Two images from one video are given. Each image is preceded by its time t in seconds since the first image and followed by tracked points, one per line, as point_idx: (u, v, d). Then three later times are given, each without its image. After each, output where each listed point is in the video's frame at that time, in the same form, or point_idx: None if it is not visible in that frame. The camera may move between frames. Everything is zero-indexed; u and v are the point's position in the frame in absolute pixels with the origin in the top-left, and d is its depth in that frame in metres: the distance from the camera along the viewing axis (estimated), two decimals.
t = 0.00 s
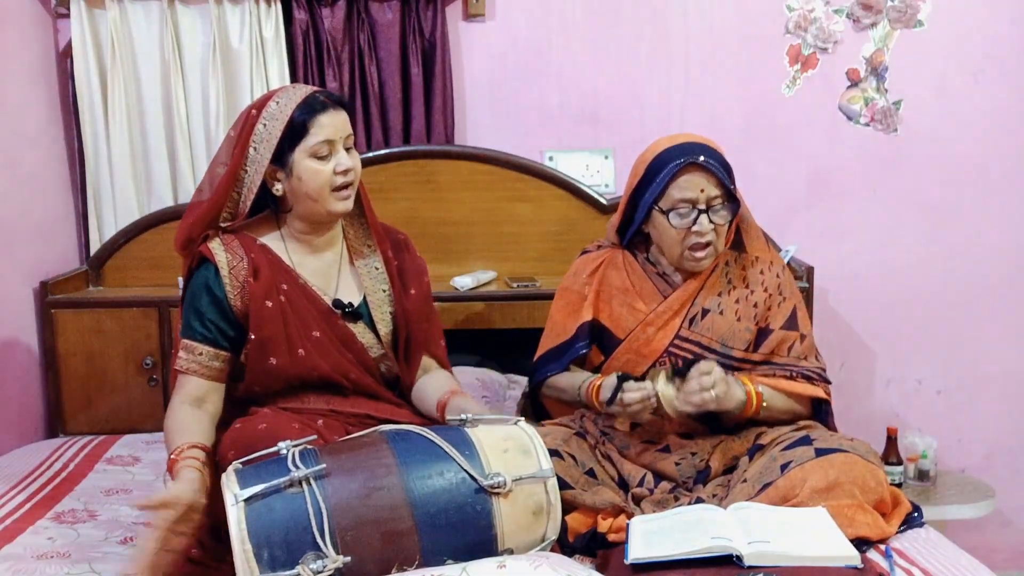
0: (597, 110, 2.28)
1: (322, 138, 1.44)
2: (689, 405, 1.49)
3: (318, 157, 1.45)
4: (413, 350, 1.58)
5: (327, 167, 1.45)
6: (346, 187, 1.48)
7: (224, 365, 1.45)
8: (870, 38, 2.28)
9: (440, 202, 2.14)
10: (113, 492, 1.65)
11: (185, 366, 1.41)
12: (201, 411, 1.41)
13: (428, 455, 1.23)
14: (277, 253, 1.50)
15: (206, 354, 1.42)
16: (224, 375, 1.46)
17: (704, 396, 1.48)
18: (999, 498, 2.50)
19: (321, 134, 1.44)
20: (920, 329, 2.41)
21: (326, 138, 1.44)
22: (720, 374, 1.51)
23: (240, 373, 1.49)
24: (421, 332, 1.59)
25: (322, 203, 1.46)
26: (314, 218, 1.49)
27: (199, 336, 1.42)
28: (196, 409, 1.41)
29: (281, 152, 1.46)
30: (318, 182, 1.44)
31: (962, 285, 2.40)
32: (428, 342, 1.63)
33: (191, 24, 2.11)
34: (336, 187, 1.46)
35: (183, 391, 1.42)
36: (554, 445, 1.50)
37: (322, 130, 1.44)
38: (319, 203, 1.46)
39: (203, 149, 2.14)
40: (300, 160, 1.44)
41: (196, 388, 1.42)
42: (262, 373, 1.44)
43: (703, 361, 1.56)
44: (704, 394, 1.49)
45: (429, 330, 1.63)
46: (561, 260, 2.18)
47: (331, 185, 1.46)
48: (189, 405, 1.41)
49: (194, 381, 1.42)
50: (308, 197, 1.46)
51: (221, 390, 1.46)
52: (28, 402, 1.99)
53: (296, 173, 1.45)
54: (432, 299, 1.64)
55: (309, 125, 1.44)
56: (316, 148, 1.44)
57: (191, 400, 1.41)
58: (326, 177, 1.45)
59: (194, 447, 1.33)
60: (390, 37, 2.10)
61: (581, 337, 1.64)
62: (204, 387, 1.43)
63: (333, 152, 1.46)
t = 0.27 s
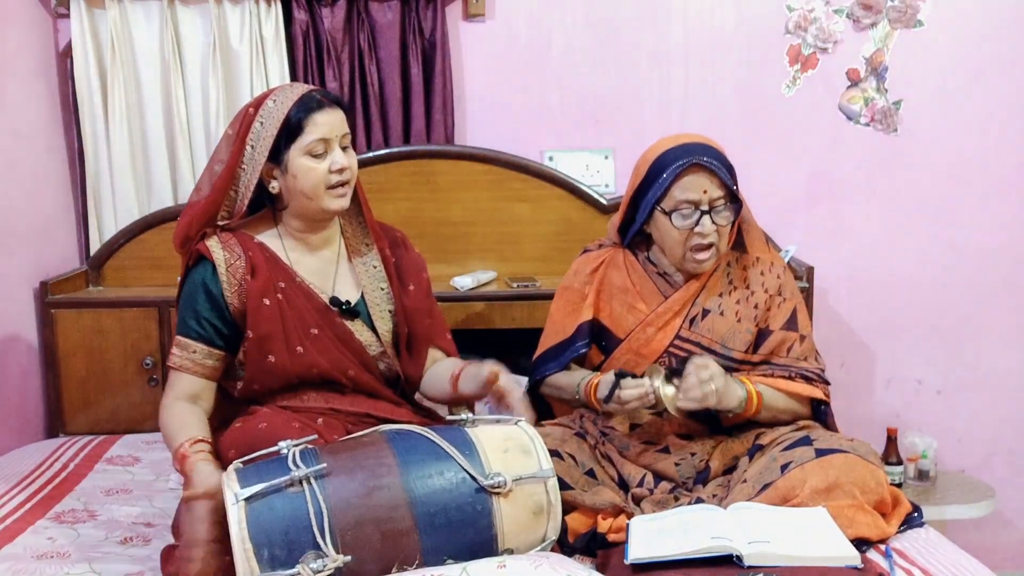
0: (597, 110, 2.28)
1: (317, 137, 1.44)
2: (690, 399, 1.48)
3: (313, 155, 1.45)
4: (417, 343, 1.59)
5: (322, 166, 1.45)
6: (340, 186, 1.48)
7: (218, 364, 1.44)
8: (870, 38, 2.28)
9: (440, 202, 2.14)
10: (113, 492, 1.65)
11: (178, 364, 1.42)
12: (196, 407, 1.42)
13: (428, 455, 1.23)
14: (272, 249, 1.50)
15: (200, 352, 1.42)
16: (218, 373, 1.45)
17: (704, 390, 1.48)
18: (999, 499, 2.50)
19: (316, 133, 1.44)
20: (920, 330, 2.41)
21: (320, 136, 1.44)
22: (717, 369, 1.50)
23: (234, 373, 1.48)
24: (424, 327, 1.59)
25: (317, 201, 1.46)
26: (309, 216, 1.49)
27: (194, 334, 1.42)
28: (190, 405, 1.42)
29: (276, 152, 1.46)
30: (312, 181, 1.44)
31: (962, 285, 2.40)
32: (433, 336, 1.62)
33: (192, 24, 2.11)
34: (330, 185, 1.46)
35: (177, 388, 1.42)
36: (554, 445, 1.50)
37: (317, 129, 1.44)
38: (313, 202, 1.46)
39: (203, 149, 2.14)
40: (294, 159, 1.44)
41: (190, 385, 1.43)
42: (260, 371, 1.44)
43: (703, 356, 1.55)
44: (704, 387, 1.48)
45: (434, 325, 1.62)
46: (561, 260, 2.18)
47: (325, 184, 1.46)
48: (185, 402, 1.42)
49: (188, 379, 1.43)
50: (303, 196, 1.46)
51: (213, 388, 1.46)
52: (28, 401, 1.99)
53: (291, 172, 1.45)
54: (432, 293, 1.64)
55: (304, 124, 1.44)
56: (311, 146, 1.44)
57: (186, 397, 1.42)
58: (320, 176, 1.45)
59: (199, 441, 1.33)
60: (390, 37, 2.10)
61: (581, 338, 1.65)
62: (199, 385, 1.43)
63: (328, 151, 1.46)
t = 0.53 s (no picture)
0: (597, 110, 2.28)
1: (322, 137, 1.44)
2: (694, 409, 1.48)
3: (317, 155, 1.45)
4: (413, 348, 1.59)
5: (326, 165, 1.45)
6: (344, 186, 1.48)
7: (223, 363, 1.44)
8: (870, 38, 2.28)
9: (441, 202, 2.14)
10: (113, 492, 1.65)
11: (182, 364, 1.41)
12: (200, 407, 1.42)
13: (428, 455, 1.23)
14: (275, 250, 1.50)
15: (204, 351, 1.42)
16: (222, 372, 1.45)
17: (708, 402, 1.48)
18: (999, 499, 2.50)
19: (321, 133, 1.44)
20: (920, 330, 2.41)
21: (325, 136, 1.44)
22: (721, 379, 1.51)
23: (238, 372, 1.48)
24: (423, 330, 1.59)
25: (321, 201, 1.46)
26: (313, 216, 1.49)
27: (197, 333, 1.42)
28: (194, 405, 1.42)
29: (281, 150, 1.46)
30: (316, 181, 1.44)
31: (962, 285, 2.40)
32: (430, 339, 1.62)
33: (192, 24, 2.11)
34: (335, 185, 1.46)
35: (180, 387, 1.42)
36: (555, 445, 1.50)
37: (322, 129, 1.44)
38: (316, 201, 1.46)
39: (203, 149, 2.14)
40: (299, 159, 1.44)
41: (194, 385, 1.42)
42: (261, 371, 1.44)
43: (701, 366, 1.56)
44: (708, 399, 1.48)
45: (432, 327, 1.62)
46: (561, 260, 2.18)
47: (330, 184, 1.46)
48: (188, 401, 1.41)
49: (192, 379, 1.42)
50: (306, 195, 1.46)
51: (217, 388, 1.46)
52: (28, 402, 1.99)
53: (295, 171, 1.45)
54: (433, 296, 1.64)
55: (309, 124, 1.44)
56: (315, 147, 1.44)
57: (189, 397, 1.42)
58: (324, 176, 1.45)
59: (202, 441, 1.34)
60: (390, 36, 2.10)
61: (581, 339, 1.65)
62: (203, 384, 1.43)
63: (332, 151, 1.46)
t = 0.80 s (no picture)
0: (597, 110, 2.28)
1: (328, 140, 1.44)
2: (686, 393, 1.48)
3: (323, 158, 1.45)
4: (417, 346, 1.59)
5: (333, 168, 1.45)
6: (350, 189, 1.49)
7: (228, 365, 1.44)
8: (870, 38, 2.28)
9: (440, 202, 2.14)
10: (114, 492, 1.65)
11: (186, 366, 1.41)
12: (203, 411, 1.41)
13: (428, 455, 1.23)
14: (280, 254, 1.50)
15: (208, 353, 1.42)
16: (226, 375, 1.45)
17: (701, 386, 1.47)
18: (999, 499, 2.50)
19: (328, 136, 1.44)
20: (920, 330, 2.42)
21: (332, 139, 1.44)
22: (715, 364, 1.50)
23: (241, 373, 1.48)
24: (425, 330, 1.59)
25: (326, 203, 1.46)
26: (318, 218, 1.49)
27: (201, 335, 1.41)
28: (196, 408, 1.41)
29: (286, 152, 1.45)
30: (322, 183, 1.45)
31: (962, 285, 2.40)
32: (434, 340, 1.62)
33: (192, 24, 2.11)
34: (340, 188, 1.46)
35: (184, 390, 1.41)
36: (555, 445, 1.50)
37: (329, 131, 1.44)
38: (322, 203, 1.46)
39: (203, 150, 2.15)
40: (306, 161, 1.44)
41: (197, 388, 1.41)
42: (262, 373, 1.44)
43: (702, 351, 1.54)
44: (701, 383, 1.48)
45: (435, 328, 1.62)
46: (561, 260, 2.18)
47: (335, 186, 1.46)
48: (190, 405, 1.40)
49: (196, 381, 1.41)
50: (312, 198, 1.46)
51: (222, 390, 1.45)
52: (28, 402, 1.99)
53: (302, 174, 1.45)
54: (435, 297, 1.64)
55: (316, 126, 1.44)
56: (322, 150, 1.44)
57: (193, 400, 1.41)
58: (331, 179, 1.45)
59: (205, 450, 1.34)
60: (390, 36, 2.10)
61: (581, 337, 1.65)
62: (207, 387, 1.42)
63: (339, 154, 1.46)
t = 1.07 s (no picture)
0: (597, 110, 2.28)
1: (323, 139, 1.44)
2: (694, 407, 1.49)
3: (318, 158, 1.45)
4: (415, 345, 1.59)
5: (328, 168, 1.45)
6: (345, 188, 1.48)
7: (225, 366, 1.44)
8: (870, 38, 2.28)
9: (440, 202, 2.14)
10: (114, 492, 1.65)
11: (184, 367, 1.41)
12: (201, 411, 1.42)
13: (428, 455, 1.23)
14: (278, 255, 1.49)
15: (206, 355, 1.42)
16: (224, 375, 1.45)
17: (707, 399, 1.48)
18: (999, 499, 2.50)
19: (322, 135, 1.44)
20: (921, 330, 2.41)
21: (327, 139, 1.44)
22: (719, 378, 1.51)
23: (240, 374, 1.48)
24: (424, 327, 1.59)
25: (322, 202, 1.46)
26: (313, 217, 1.49)
27: (198, 337, 1.41)
28: (194, 408, 1.41)
29: (282, 152, 1.45)
30: (317, 183, 1.44)
31: (962, 285, 2.40)
32: (432, 338, 1.62)
33: (192, 24, 2.11)
34: (336, 188, 1.46)
35: (181, 391, 1.41)
36: (555, 445, 1.50)
37: (324, 131, 1.44)
38: (318, 203, 1.46)
39: (203, 150, 2.15)
40: (301, 161, 1.44)
41: (195, 388, 1.42)
42: (262, 374, 1.43)
43: (703, 365, 1.57)
44: (707, 397, 1.49)
45: (433, 326, 1.62)
46: (561, 260, 2.18)
47: (331, 186, 1.46)
48: (189, 405, 1.41)
49: (194, 381, 1.42)
50: (308, 197, 1.46)
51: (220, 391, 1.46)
52: (28, 401, 1.99)
53: (297, 174, 1.45)
54: (433, 295, 1.64)
55: (311, 125, 1.44)
56: (317, 149, 1.44)
57: (191, 400, 1.42)
58: (326, 179, 1.45)
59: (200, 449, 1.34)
60: (390, 36, 2.10)
61: (581, 338, 1.65)
62: (205, 387, 1.43)
63: (334, 154, 1.46)
